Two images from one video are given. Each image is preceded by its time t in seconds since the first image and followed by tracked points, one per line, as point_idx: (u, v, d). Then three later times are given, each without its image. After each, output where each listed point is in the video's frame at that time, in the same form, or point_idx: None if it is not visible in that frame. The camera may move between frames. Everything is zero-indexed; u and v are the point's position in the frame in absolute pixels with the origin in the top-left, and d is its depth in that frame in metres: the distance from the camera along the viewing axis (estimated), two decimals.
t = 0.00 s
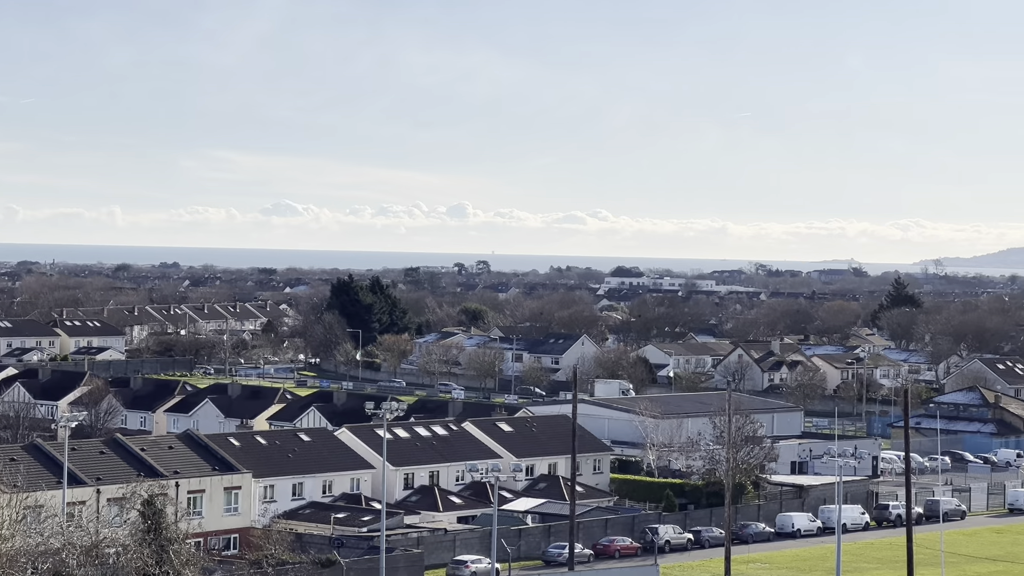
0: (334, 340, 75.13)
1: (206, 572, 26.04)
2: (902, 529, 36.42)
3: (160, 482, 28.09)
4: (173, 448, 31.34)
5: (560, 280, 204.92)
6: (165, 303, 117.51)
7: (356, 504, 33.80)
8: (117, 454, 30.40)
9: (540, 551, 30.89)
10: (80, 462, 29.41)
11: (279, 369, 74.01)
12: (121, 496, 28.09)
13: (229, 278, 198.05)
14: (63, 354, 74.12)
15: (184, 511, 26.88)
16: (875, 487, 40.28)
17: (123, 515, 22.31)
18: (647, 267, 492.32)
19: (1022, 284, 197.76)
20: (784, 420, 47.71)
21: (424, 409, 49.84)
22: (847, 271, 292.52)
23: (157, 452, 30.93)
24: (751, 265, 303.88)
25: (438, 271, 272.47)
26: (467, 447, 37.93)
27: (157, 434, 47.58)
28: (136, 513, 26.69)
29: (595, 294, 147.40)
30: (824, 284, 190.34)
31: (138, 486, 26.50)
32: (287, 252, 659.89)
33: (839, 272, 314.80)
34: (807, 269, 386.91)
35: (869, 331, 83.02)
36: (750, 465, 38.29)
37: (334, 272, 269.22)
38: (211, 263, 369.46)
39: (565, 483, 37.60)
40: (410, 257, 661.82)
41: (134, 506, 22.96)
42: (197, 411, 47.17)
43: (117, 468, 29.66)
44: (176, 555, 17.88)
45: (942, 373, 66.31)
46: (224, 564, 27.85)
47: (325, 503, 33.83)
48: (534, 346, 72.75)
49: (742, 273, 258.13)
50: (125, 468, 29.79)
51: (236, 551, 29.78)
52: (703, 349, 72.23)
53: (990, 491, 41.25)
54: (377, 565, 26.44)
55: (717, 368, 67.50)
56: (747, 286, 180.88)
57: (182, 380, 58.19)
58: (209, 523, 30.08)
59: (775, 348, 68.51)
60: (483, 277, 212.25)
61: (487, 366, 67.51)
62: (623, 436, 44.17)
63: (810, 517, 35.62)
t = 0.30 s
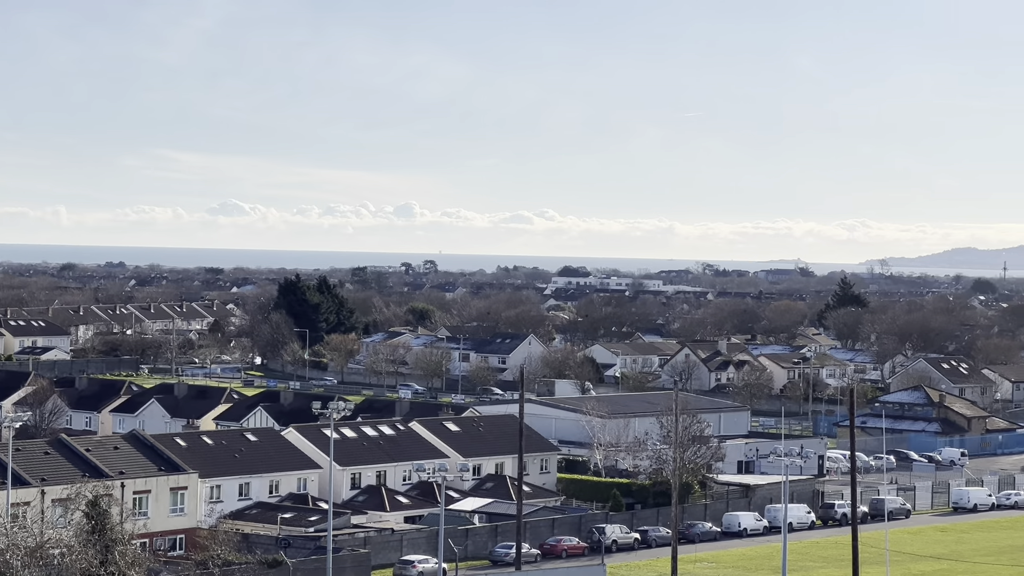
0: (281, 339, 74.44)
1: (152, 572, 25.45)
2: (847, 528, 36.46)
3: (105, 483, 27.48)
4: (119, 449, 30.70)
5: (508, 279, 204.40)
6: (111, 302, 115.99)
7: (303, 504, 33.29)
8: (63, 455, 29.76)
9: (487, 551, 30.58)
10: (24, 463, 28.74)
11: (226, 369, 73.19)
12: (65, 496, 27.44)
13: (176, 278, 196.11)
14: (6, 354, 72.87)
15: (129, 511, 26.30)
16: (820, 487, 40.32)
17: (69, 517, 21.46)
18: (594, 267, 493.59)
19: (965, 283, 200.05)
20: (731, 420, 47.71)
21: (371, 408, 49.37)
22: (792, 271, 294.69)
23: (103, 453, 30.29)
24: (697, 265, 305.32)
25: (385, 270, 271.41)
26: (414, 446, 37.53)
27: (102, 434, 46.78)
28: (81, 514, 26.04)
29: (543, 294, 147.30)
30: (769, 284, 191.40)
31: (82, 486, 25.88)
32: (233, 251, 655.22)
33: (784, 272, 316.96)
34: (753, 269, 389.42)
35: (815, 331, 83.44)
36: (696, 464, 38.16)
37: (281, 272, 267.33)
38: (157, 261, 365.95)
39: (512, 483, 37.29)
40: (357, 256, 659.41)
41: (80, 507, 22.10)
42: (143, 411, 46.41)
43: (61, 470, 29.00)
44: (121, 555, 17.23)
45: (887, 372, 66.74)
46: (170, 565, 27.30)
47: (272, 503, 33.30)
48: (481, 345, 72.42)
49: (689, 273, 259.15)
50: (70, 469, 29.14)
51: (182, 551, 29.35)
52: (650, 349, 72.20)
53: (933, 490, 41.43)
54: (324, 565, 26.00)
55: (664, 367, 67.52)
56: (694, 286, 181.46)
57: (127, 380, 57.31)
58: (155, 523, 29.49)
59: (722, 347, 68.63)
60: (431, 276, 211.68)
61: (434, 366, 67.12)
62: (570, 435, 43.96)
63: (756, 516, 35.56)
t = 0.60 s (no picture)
0: (227, 338, 73.62)
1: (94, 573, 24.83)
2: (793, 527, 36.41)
3: (47, 483, 26.81)
4: (63, 449, 30.00)
5: (454, 279, 203.02)
6: (55, 301, 114.27)
7: (249, 504, 32.71)
8: (5, 457, 29.06)
9: (433, 550, 30.16)
10: None
11: (170, 369, 72.25)
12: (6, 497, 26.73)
13: (120, 277, 193.87)
14: None
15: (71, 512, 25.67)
16: (766, 486, 40.26)
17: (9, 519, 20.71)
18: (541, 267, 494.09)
19: (908, 282, 201.89)
20: (677, 420, 47.59)
21: (317, 408, 48.77)
22: (736, 272, 296.23)
23: (45, 453, 29.59)
24: (643, 265, 306.10)
25: (332, 269, 269.91)
26: (360, 446, 37.06)
27: (45, 434, 45.86)
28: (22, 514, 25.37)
29: (489, 293, 147.01)
30: (715, 283, 192.17)
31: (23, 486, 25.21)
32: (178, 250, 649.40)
33: (729, 272, 318.58)
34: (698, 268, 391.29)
35: (761, 330, 83.74)
36: (642, 464, 37.98)
37: (226, 270, 264.95)
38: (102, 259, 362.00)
39: (458, 482, 36.92)
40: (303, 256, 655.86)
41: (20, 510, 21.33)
42: (87, 411, 45.54)
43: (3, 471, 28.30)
44: (64, 558, 16.59)
45: (832, 372, 67.02)
46: (113, 565, 26.69)
47: (218, 503, 32.69)
48: (427, 345, 71.95)
49: (636, 272, 259.71)
50: (12, 471, 28.45)
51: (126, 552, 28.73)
52: (597, 348, 71.98)
53: (878, 488, 41.50)
54: (270, 565, 25.47)
55: (610, 367, 67.42)
56: (640, 286, 181.65)
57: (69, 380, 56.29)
58: (98, 524, 28.83)
59: (668, 347, 68.62)
60: (377, 275, 210.55)
61: (380, 365, 66.59)
62: (516, 435, 43.66)
63: (702, 515, 35.39)
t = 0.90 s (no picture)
0: (173, 337, 72.68)
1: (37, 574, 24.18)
2: (740, 526, 36.32)
3: None
4: (5, 448, 29.27)
5: (402, 278, 201.86)
6: None
7: (195, 504, 32.13)
8: None
9: (380, 550, 29.75)
10: None
11: (115, 367, 71.20)
12: None
13: (65, 276, 191.35)
14: None
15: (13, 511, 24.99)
16: (712, 485, 40.18)
17: None
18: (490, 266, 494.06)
19: (855, 283, 203.56)
20: (625, 419, 47.47)
21: (264, 407, 48.20)
22: (682, 273, 297.55)
23: None
24: (590, 264, 306.72)
25: (279, 268, 268.12)
26: (307, 445, 36.56)
27: None
28: None
29: (437, 292, 146.49)
30: (663, 284, 192.94)
31: None
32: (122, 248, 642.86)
33: (675, 272, 319.85)
34: (645, 268, 392.48)
35: (709, 330, 83.97)
36: (590, 463, 37.77)
37: (172, 269, 262.35)
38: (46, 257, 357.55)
39: (405, 481, 36.53)
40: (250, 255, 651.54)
41: None
42: (31, 411, 44.69)
43: None
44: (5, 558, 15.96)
45: (779, 372, 67.26)
46: (55, 566, 26.04)
47: (163, 503, 32.08)
48: (375, 344, 71.43)
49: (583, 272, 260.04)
50: None
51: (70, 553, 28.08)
52: (544, 348, 71.74)
53: (824, 487, 41.55)
54: (216, 565, 24.93)
55: (558, 366, 67.23)
56: (589, 286, 181.66)
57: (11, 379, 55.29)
58: (42, 524, 28.12)
59: (616, 347, 68.56)
60: (324, 275, 209.17)
61: (328, 364, 65.97)
62: (463, 434, 43.32)
63: (649, 514, 35.21)
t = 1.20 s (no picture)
0: (123, 336, 71.77)
1: None
2: (690, 526, 36.23)
3: None
4: None
5: (354, 277, 200.76)
6: None
7: (145, 504, 31.60)
8: None
9: (331, 550, 29.36)
10: None
11: (63, 367, 70.21)
12: None
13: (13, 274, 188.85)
14: None
15: None
16: (664, 485, 40.08)
17: None
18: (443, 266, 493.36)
19: (806, 282, 204.92)
20: (576, 419, 47.31)
21: (215, 407, 47.64)
22: (634, 273, 298.41)
23: None
24: (543, 265, 306.87)
25: (231, 267, 266.23)
26: (258, 445, 36.09)
27: None
28: None
29: (389, 291, 145.94)
30: (616, 283, 193.22)
31: None
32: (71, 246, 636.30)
33: (627, 272, 320.60)
34: (598, 268, 393.23)
35: (662, 329, 84.10)
36: (541, 462, 37.54)
37: (123, 268, 259.70)
38: None
39: (357, 481, 36.14)
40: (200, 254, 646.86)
41: None
42: None
43: None
44: None
45: (730, 372, 67.43)
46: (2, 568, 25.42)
47: (112, 504, 31.51)
48: (327, 344, 70.90)
49: (535, 271, 260.03)
50: None
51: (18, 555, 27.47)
52: (496, 348, 71.47)
53: (775, 487, 41.60)
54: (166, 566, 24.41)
55: (510, 366, 67.02)
56: (541, 286, 181.71)
57: None
58: None
59: (567, 346, 68.45)
60: (276, 273, 207.93)
61: (279, 364, 65.34)
62: (415, 434, 43.00)
63: (600, 514, 35.03)
